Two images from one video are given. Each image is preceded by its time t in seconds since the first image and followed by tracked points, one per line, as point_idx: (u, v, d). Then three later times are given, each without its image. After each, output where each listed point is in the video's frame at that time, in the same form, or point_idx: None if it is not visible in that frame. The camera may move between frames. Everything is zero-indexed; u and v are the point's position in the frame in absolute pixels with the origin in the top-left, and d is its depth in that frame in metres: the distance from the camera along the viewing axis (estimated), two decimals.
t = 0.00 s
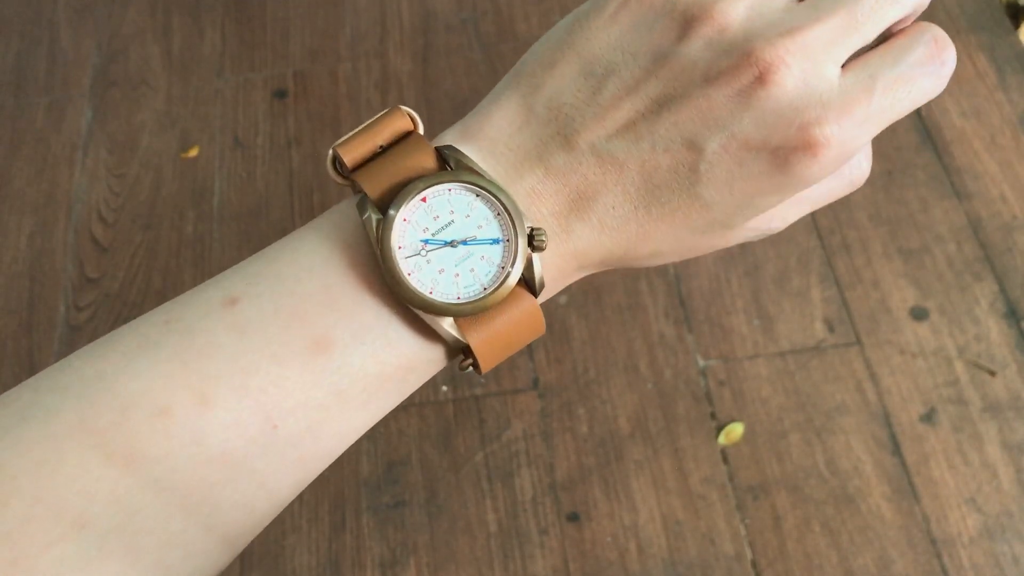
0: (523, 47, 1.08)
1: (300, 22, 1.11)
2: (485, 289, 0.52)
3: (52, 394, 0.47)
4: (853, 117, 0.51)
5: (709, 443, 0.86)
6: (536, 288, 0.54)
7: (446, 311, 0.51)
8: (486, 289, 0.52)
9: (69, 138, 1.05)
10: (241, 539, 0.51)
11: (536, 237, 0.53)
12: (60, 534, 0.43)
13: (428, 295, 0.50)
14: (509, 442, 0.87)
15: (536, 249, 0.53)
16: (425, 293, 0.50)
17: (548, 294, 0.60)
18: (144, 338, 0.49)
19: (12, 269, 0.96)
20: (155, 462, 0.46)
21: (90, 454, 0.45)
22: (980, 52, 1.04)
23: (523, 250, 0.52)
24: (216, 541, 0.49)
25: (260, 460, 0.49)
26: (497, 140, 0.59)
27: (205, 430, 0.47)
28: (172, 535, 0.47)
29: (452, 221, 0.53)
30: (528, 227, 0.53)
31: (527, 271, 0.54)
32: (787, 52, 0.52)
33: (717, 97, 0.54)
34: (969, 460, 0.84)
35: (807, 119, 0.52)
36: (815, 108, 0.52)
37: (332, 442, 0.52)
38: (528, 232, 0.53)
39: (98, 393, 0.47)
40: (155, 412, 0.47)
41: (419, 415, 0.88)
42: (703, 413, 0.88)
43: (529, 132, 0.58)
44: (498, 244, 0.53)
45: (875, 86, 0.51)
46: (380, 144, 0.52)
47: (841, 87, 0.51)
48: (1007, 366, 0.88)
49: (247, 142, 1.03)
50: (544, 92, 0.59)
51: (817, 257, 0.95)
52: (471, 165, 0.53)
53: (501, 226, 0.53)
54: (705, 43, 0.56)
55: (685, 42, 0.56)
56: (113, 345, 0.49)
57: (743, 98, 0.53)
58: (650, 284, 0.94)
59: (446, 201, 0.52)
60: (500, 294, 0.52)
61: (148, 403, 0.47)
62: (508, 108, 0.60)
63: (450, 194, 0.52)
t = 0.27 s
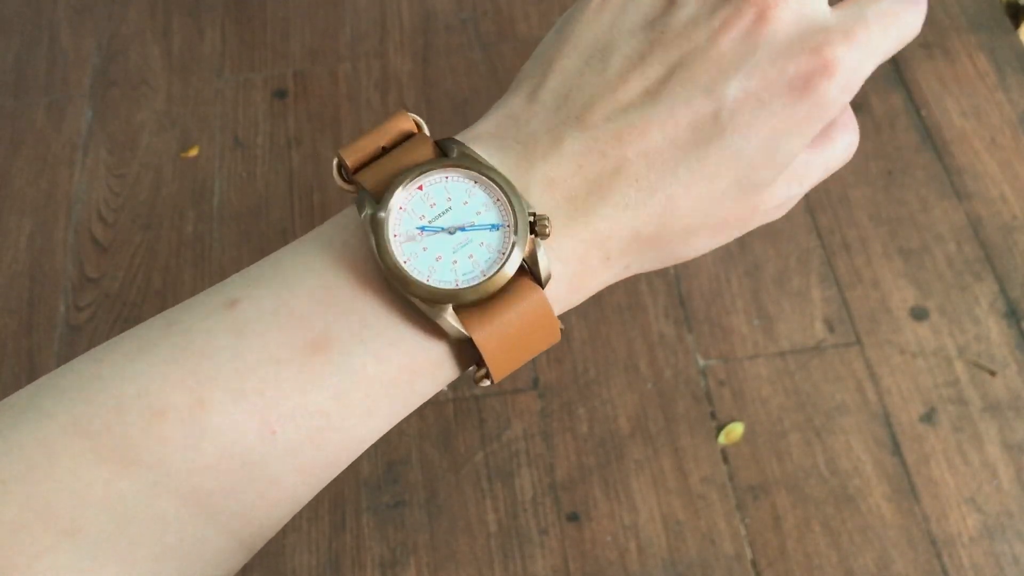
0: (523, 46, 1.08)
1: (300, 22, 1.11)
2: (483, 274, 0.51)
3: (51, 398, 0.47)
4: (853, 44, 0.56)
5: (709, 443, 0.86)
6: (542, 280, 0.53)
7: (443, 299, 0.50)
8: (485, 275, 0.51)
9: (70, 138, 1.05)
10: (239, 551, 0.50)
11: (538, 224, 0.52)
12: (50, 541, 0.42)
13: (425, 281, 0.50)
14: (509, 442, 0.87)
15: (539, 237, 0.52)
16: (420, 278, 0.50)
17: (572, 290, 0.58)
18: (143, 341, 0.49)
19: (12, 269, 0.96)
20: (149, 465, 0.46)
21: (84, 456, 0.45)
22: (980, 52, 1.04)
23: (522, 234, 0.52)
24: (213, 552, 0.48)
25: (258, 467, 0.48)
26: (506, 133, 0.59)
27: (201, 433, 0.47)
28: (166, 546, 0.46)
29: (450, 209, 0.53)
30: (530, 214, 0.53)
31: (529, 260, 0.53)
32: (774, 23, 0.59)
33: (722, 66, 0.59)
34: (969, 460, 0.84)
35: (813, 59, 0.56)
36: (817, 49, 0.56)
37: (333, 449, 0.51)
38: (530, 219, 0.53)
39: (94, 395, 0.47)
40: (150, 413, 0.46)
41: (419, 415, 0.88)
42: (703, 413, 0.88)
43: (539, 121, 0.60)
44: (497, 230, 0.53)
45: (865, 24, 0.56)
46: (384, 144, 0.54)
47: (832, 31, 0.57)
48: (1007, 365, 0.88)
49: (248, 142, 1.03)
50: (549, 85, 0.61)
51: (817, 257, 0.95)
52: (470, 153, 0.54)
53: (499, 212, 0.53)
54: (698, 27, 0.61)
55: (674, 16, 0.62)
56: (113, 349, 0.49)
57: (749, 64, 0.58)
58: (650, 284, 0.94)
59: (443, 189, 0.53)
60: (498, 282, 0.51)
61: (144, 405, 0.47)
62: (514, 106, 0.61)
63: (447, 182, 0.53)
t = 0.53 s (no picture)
0: (523, 46, 1.08)
1: (300, 22, 1.11)
2: (478, 245, 0.51)
3: (44, 394, 0.47)
4: (854, 11, 0.57)
5: (709, 443, 0.86)
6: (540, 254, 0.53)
7: (438, 270, 0.50)
8: (480, 246, 0.51)
9: (70, 138, 1.05)
10: (235, 547, 0.49)
11: (536, 198, 0.52)
12: (42, 538, 0.42)
13: (419, 252, 0.50)
14: (509, 442, 0.87)
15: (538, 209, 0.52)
16: (415, 250, 0.50)
17: (580, 264, 0.59)
18: (137, 335, 0.50)
19: (12, 269, 0.96)
20: (142, 457, 0.46)
21: (76, 449, 0.45)
22: (981, 52, 1.04)
23: (517, 204, 0.52)
24: (208, 549, 0.48)
25: (253, 460, 0.48)
26: (510, 117, 0.61)
27: (195, 423, 0.47)
28: (160, 543, 0.46)
29: (444, 184, 0.54)
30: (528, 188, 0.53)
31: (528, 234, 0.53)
32: None
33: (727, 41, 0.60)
34: (969, 460, 0.84)
35: (817, 26, 0.58)
36: (820, 16, 0.58)
37: (330, 442, 0.51)
38: (527, 192, 0.53)
39: (87, 389, 0.47)
40: (143, 404, 0.46)
41: (419, 415, 0.88)
42: (703, 413, 0.87)
43: (544, 102, 0.61)
44: (492, 202, 0.53)
45: None
46: (381, 127, 0.54)
47: None
48: (1007, 365, 0.88)
49: (248, 142, 1.03)
50: (551, 69, 0.63)
51: (817, 257, 0.95)
52: (465, 129, 0.54)
53: (494, 185, 0.53)
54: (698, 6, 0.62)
55: None
56: (108, 344, 0.50)
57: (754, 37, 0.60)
58: (650, 284, 0.94)
59: (438, 164, 0.54)
60: (493, 253, 0.51)
61: (137, 396, 0.47)
62: (517, 92, 0.63)
63: (441, 157, 0.54)
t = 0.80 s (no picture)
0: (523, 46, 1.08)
1: (300, 21, 1.11)
2: (466, 216, 0.51)
3: (38, 382, 0.47)
4: None
5: (709, 443, 0.86)
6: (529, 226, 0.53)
7: (427, 242, 0.50)
8: (468, 217, 0.51)
9: (69, 137, 1.05)
10: (233, 533, 0.49)
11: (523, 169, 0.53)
12: (39, 527, 0.42)
13: (408, 226, 0.50)
14: (509, 442, 0.87)
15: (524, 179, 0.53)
16: (403, 224, 0.50)
17: (572, 239, 0.59)
18: (130, 322, 0.50)
19: (12, 269, 0.96)
20: (136, 442, 0.46)
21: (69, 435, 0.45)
22: (981, 51, 1.04)
23: (504, 175, 0.52)
24: (206, 535, 0.48)
25: (248, 443, 0.48)
26: (498, 96, 0.61)
27: (188, 407, 0.47)
28: (155, 528, 0.46)
29: (430, 159, 0.54)
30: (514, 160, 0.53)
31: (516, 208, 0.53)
32: None
33: (705, 20, 0.62)
34: (969, 460, 0.84)
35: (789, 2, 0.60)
36: None
37: (325, 423, 0.51)
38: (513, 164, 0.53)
39: (80, 376, 0.47)
40: (136, 389, 0.46)
41: (419, 415, 0.88)
42: (703, 413, 0.87)
43: (531, 80, 0.61)
44: (479, 174, 0.53)
45: None
46: (367, 113, 0.55)
47: None
48: (1007, 366, 0.88)
49: (247, 142, 1.03)
50: (536, 49, 0.63)
51: (817, 257, 0.95)
52: (449, 107, 0.55)
53: (480, 157, 0.53)
54: None
55: None
56: (100, 332, 0.49)
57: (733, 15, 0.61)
58: (650, 284, 0.94)
59: (424, 141, 0.54)
60: (481, 226, 0.51)
61: (130, 381, 0.47)
62: (504, 72, 0.63)
63: (426, 134, 0.54)
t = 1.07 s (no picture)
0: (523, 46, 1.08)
1: (300, 21, 1.11)
2: (456, 221, 0.51)
3: (40, 384, 0.47)
4: (797, 7, 0.60)
5: (709, 443, 0.86)
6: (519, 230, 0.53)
7: (418, 246, 0.50)
8: (458, 222, 0.51)
9: (69, 138, 1.05)
10: (234, 532, 0.49)
11: (510, 176, 0.53)
12: (42, 524, 0.42)
13: (399, 231, 0.51)
14: (509, 442, 0.86)
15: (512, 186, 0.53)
16: (395, 229, 0.51)
17: (558, 247, 0.59)
18: (132, 325, 0.50)
19: (12, 269, 0.96)
20: (139, 441, 0.46)
21: (73, 436, 0.44)
22: (981, 51, 1.04)
23: (492, 183, 0.52)
24: (207, 534, 0.48)
25: (248, 444, 0.48)
26: (487, 108, 0.62)
27: (190, 407, 0.47)
28: (158, 528, 0.46)
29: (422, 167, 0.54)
30: (502, 168, 0.54)
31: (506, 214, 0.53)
32: None
33: (682, 35, 0.62)
34: (969, 460, 0.84)
35: (764, 20, 0.60)
36: (767, 10, 0.60)
37: (324, 423, 0.51)
38: (501, 172, 0.53)
39: (83, 376, 0.47)
40: (139, 390, 0.46)
41: (419, 415, 0.88)
42: (703, 413, 0.87)
43: (518, 92, 0.62)
44: (469, 181, 0.53)
45: None
46: (362, 126, 0.54)
47: None
48: (1007, 366, 0.88)
49: (247, 142, 1.03)
50: (524, 62, 0.64)
51: (817, 257, 0.95)
52: (441, 117, 0.55)
53: (470, 164, 0.53)
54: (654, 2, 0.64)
55: None
56: (102, 337, 0.50)
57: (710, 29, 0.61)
58: (650, 284, 0.94)
59: (416, 150, 0.54)
60: (470, 230, 0.51)
61: (132, 382, 0.47)
62: (494, 85, 0.64)
63: (418, 143, 0.54)
